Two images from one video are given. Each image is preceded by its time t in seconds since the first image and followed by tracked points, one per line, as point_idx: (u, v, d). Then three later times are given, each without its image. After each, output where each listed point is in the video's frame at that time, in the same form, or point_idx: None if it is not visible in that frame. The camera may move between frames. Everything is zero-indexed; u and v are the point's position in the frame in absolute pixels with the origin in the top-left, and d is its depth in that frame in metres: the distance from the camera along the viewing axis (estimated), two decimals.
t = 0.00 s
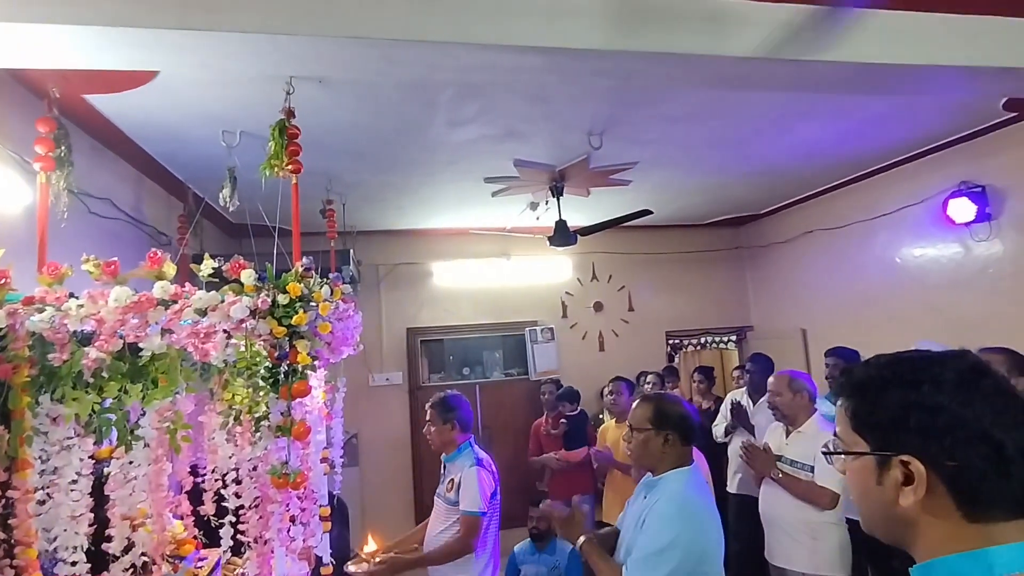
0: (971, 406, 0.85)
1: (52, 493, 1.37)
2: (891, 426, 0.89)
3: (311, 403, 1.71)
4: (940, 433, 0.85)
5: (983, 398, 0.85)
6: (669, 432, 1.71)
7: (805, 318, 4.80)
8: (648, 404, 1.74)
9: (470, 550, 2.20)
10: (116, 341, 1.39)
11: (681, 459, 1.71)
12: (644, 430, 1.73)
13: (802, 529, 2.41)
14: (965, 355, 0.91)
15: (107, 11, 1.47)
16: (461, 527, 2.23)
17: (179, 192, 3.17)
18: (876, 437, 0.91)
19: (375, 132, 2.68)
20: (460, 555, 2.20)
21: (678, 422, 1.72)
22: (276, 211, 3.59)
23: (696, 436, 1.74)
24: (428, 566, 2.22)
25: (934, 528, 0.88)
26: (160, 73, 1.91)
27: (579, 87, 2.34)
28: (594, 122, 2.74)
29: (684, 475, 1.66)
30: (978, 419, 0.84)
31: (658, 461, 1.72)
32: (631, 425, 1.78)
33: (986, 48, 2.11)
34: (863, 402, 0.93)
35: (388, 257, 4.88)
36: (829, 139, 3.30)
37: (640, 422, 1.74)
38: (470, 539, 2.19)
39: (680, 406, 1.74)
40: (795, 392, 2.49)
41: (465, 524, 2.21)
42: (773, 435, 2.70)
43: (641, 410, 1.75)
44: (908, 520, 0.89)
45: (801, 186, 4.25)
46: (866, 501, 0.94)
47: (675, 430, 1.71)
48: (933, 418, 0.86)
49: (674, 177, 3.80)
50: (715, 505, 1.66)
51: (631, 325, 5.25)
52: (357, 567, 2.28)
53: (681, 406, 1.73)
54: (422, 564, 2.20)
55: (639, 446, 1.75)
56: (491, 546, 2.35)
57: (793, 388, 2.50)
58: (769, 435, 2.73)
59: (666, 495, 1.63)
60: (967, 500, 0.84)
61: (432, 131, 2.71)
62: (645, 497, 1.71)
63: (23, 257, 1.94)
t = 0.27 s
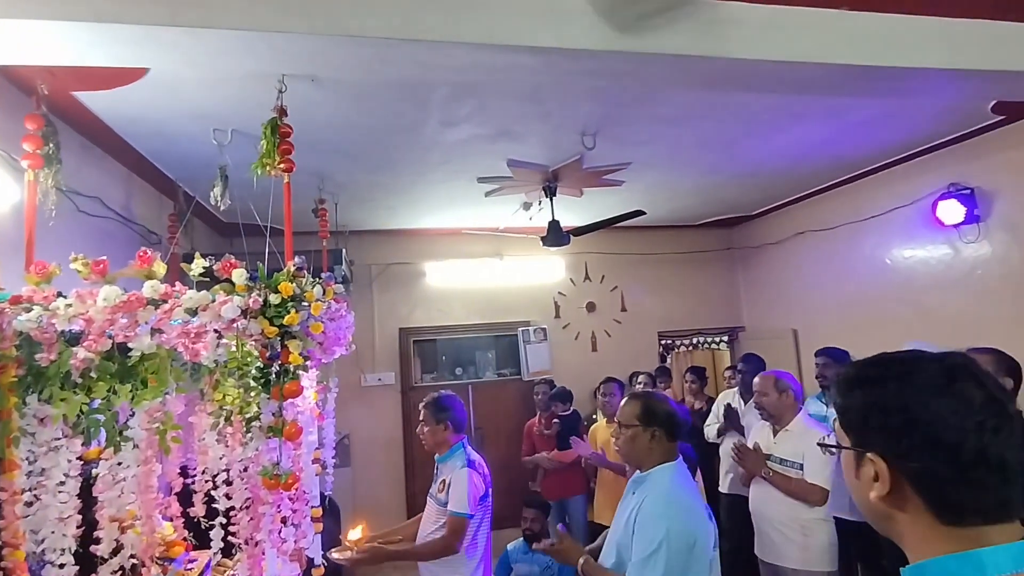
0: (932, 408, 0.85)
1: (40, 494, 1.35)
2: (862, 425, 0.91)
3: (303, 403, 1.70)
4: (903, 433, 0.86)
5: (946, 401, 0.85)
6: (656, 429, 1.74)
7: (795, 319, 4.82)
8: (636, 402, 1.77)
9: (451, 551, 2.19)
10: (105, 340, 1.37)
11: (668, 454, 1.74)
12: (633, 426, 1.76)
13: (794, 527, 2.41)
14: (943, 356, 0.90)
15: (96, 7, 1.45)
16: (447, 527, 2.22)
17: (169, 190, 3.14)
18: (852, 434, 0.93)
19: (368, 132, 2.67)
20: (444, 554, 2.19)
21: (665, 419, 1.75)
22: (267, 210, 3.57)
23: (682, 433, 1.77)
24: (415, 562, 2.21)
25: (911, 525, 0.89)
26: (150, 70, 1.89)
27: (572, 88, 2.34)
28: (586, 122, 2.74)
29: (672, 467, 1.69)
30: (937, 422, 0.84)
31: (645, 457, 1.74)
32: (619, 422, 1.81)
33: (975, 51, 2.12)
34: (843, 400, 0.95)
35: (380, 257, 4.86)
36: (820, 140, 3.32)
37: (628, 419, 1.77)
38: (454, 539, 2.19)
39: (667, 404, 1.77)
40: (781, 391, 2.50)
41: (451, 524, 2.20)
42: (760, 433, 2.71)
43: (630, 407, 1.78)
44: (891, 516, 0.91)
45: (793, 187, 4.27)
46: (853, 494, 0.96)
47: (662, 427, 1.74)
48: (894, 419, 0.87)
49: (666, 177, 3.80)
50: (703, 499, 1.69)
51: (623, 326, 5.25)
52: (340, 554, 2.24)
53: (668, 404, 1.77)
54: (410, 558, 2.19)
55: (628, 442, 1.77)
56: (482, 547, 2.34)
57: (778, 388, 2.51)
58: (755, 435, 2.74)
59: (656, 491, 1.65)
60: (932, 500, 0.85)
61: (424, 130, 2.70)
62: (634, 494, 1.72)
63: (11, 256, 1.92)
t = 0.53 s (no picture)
0: (912, 408, 0.85)
1: (25, 497, 1.33)
2: (848, 423, 0.92)
3: (293, 405, 1.68)
4: (885, 432, 0.87)
5: (928, 400, 0.85)
6: (644, 426, 1.74)
7: (786, 319, 4.84)
8: (625, 400, 1.77)
9: (426, 549, 2.20)
10: (91, 341, 1.35)
11: (657, 450, 1.75)
12: (621, 423, 1.76)
13: (787, 526, 2.42)
14: (931, 356, 0.89)
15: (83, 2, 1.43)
16: (429, 525, 2.23)
17: (158, 189, 3.12)
18: (839, 433, 0.94)
19: (359, 131, 2.66)
20: (420, 551, 2.20)
21: (653, 416, 1.75)
22: (258, 210, 3.55)
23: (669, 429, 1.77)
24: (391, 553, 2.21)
25: (896, 523, 0.89)
26: (138, 67, 1.87)
27: (564, 88, 2.33)
28: (579, 122, 2.74)
29: (660, 463, 1.70)
30: (917, 422, 0.84)
31: (633, 453, 1.74)
32: (608, 419, 1.81)
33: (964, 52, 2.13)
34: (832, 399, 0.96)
35: (372, 258, 4.84)
36: (811, 141, 3.33)
37: (616, 417, 1.77)
38: (434, 538, 2.20)
39: (655, 403, 1.77)
40: (769, 391, 2.52)
41: (433, 522, 2.21)
42: (750, 434, 2.73)
43: (618, 405, 1.78)
44: (876, 515, 0.91)
45: (784, 188, 4.28)
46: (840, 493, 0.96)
47: (651, 425, 1.74)
48: (875, 418, 0.88)
49: (658, 178, 3.80)
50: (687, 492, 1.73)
51: (615, 326, 5.26)
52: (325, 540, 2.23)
53: (655, 402, 1.77)
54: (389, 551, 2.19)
55: (616, 439, 1.77)
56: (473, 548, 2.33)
57: (767, 387, 2.52)
58: (745, 434, 2.75)
59: (643, 484, 1.67)
60: (912, 499, 0.86)
61: (416, 130, 2.69)
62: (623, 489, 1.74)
63: None
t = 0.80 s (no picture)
0: (909, 408, 0.84)
1: (7, 500, 1.30)
2: (843, 424, 0.91)
3: (282, 406, 1.68)
4: (883, 433, 0.86)
5: (923, 400, 0.84)
6: (632, 424, 1.75)
7: (774, 320, 4.86)
8: (614, 398, 1.78)
9: (405, 544, 2.19)
10: (74, 341, 1.33)
11: (644, 448, 1.75)
12: (609, 420, 1.77)
13: (776, 525, 2.43)
14: (922, 356, 0.89)
15: None
16: (411, 521, 2.22)
17: (144, 187, 3.08)
18: (833, 434, 0.92)
19: (348, 130, 2.64)
20: (399, 546, 2.19)
21: (641, 413, 1.76)
22: (245, 209, 3.52)
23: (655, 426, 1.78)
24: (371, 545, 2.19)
25: (892, 524, 0.88)
26: (124, 63, 1.84)
27: (555, 88, 2.33)
28: (569, 123, 2.73)
29: (645, 459, 1.71)
30: (915, 421, 0.84)
31: (622, 448, 1.75)
32: (597, 417, 1.81)
33: (950, 56, 2.15)
34: (824, 400, 0.95)
35: (361, 257, 4.81)
36: (800, 143, 3.34)
37: (605, 414, 1.78)
38: (416, 535, 2.19)
39: (642, 401, 1.78)
40: (757, 391, 2.52)
41: (415, 520, 2.20)
42: (739, 433, 2.73)
43: (607, 403, 1.79)
44: (870, 517, 0.90)
45: (773, 189, 4.29)
46: (831, 496, 0.95)
47: (638, 421, 1.75)
48: (872, 417, 0.87)
49: (648, 179, 3.80)
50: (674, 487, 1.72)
51: (605, 326, 5.26)
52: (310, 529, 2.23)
53: (644, 402, 1.78)
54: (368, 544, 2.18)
55: (605, 437, 1.78)
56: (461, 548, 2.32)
57: (755, 387, 2.52)
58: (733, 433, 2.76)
59: (629, 480, 1.67)
60: (910, 500, 0.85)
61: (406, 129, 2.68)
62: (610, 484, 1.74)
63: None
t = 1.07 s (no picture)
0: (919, 401, 0.84)
1: None
2: (846, 421, 0.89)
3: (267, 407, 1.65)
4: (891, 427, 0.85)
5: (932, 394, 0.84)
6: (617, 422, 1.75)
7: (761, 320, 4.88)
8: (598, 397, 1.78)
9: (389, 544, 2.18)
10: (53, 341, 1.32)
11: (628, 446, 1.75)
12: (594, 419, 1.76)
13: (763, 524, 2.43)
14: (919, 354, 0.90)
15: None
16: (394, 521, 2.21)
17: (127, 185, 3.04)
18: (833, 432, 0.90)
19: (335, 128, 2.62)
20: (384, 545, 2.18)
21: (624, 411, 1.76)
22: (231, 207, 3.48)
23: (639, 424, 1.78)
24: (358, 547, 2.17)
25: (891, 522, 0.86)
26: (106, 58, 1.82)
27: (543, 87, 2.32)
28: (558, 122, 2.73)
29: (629, 456, 1.70)
30: (926, 414, 0.84)
31: (606, 446, 1.75)
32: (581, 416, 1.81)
33: (935, 59, 2.16)
34: (822, 399, 0.93)
35: (349, 257, 4.79)
36: (787, 144, 3.35)
37: (590, 413, 1.77)
38: (399, 533, 2.18)
39: (625, 399, 1.78)
40: (747, 390, 2.53)
41: (398, 520, 2.19)
42: (727, 433, 2.73)
43: (591, 402, 1.78)
44: (868, 517, 0.88)
45: (760, 189, 4.31)
46: (825, 497, 0.93)
47: (622, 419, 1.75)
48: (880, 412, 0.86)
49: (636, 179, 3.81)
50: (659, 483, 1.72)
51: (593, 327, 5.26)
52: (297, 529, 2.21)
53: (627, 400, 1.78)
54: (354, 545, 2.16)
55: (590, 435, 1.77)
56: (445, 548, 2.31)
57: (745, 386, 2.53)
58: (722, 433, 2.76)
59: (615, 475, 1.67)
60: (915, 495, 0.84)
61: (394, 128, 2.66)
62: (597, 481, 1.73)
63: None
